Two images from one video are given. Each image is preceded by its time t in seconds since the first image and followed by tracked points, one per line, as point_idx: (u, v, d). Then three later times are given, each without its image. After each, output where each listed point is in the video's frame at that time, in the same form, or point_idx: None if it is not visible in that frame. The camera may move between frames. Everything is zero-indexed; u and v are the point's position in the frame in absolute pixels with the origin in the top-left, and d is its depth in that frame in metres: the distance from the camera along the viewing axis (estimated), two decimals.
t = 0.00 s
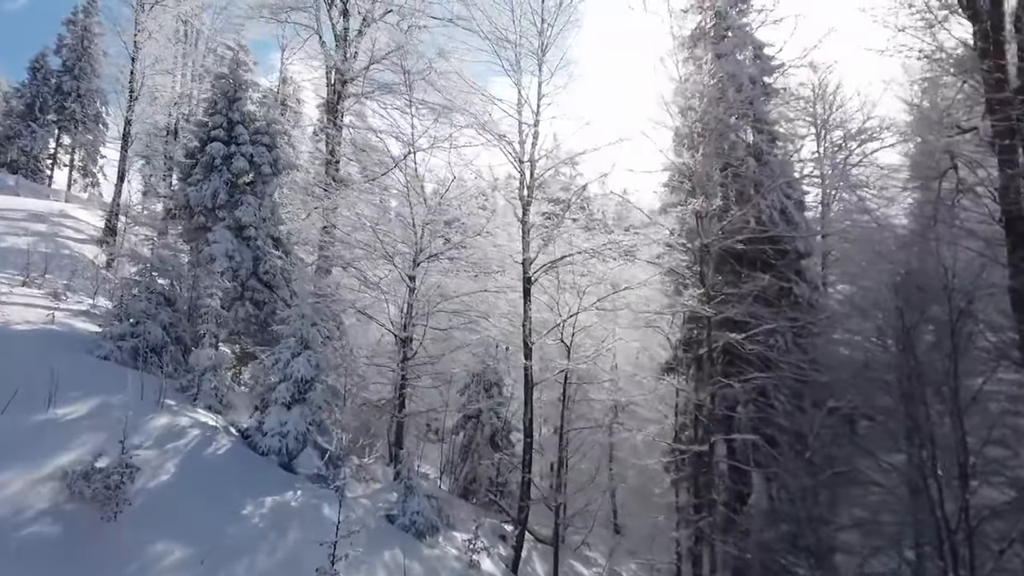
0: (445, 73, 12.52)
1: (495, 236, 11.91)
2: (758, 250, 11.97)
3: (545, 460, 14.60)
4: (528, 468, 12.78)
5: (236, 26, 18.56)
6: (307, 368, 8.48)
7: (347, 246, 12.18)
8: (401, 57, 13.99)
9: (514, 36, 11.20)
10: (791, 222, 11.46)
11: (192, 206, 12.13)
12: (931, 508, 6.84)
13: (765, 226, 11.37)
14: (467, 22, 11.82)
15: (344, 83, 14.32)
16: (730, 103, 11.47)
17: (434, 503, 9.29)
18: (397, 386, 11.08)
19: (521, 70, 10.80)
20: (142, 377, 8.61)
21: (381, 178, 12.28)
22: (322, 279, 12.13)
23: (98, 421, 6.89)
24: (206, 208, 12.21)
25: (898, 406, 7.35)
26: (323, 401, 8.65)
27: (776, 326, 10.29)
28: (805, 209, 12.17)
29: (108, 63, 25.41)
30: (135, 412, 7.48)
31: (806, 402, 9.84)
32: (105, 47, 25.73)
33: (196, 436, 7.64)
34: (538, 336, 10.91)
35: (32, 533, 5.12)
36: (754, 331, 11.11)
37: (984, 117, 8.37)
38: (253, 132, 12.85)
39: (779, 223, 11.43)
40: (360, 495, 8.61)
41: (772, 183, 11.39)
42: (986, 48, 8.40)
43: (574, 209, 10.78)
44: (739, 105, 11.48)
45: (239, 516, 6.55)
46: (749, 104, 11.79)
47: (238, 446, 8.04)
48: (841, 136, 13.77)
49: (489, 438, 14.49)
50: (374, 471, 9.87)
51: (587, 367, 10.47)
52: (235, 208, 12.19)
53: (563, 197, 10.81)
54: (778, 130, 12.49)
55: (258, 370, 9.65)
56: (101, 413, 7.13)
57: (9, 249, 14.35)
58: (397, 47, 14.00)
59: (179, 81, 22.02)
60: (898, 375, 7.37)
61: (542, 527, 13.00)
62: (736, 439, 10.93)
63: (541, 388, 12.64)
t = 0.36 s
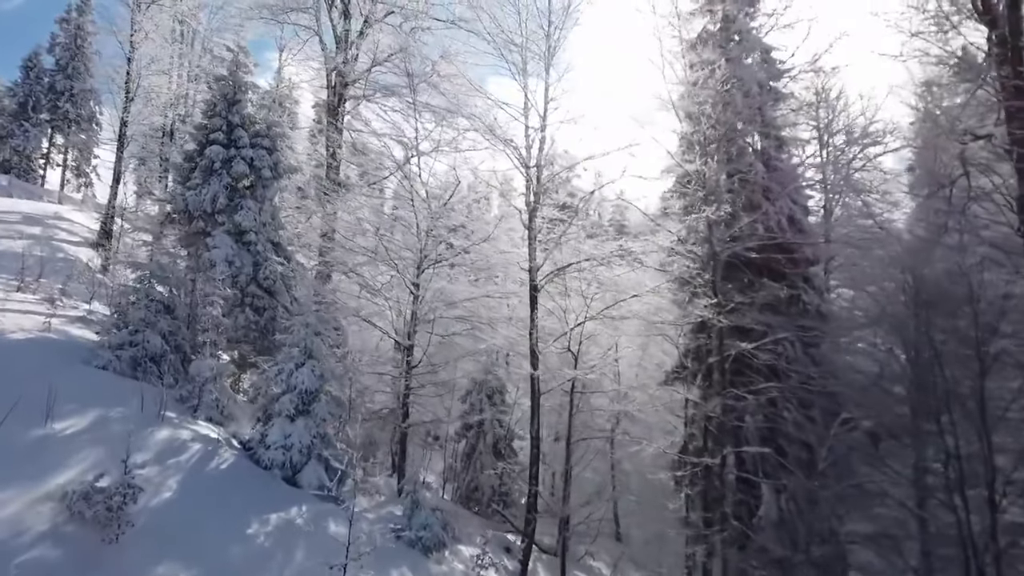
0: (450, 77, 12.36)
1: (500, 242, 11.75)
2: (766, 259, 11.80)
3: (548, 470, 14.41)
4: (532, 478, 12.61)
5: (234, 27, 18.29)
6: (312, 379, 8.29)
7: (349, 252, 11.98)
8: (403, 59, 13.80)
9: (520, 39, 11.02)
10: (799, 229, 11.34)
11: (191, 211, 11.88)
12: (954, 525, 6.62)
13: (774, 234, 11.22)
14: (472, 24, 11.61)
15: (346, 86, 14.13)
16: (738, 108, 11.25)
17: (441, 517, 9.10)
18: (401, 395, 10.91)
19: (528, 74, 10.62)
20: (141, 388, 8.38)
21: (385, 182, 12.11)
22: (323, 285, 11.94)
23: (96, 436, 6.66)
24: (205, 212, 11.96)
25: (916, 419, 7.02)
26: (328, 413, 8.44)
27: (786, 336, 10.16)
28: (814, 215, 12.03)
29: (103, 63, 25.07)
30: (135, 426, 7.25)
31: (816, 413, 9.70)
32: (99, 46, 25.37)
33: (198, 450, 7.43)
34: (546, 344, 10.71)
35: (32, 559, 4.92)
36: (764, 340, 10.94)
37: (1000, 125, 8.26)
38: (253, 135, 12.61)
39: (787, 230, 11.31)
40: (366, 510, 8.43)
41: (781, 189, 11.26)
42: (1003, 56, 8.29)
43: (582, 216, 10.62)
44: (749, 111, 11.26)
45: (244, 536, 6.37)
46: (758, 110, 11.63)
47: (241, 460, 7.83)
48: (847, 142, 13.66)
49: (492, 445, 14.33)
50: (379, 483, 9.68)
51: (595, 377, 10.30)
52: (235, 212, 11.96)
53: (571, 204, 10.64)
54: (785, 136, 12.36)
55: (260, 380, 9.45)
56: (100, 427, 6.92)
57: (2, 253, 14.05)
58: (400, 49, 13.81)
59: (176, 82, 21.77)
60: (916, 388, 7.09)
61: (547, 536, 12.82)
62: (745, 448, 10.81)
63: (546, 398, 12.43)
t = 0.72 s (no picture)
0: (453, 84, 12.19)
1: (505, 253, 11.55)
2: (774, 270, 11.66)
3: (551, 482, 14.22)
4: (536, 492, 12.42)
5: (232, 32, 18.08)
6: (316, 395, 8.08)
7: (351, 262, 11.77)
8: (405, 66, 13.63)
9: (526, 48, 10.84)
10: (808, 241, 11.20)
11: (190, 220, 11.66)
12: (968, 532, 6.72)
13: (784, 245, 11.07)
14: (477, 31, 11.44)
15: (347, 93, 13.97)
16: (746, 118, 11.12)
17: (448, 535, 8.90)
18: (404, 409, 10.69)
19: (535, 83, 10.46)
20: (140, 404, 8.15)
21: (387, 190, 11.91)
22: (325, 295, 11.73)
23: (95, 458, 6.44)
24: (205, 221, 11.73)
25: (929, 436, 7.09)
26: (332, 430, 8.23)
27: (796, 349, 10.01)
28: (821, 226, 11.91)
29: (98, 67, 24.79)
30: (135, 445, 7.03)
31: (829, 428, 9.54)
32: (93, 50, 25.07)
33: (200, 470, 7.21)
34: (553, 358, 10.52)
35: None
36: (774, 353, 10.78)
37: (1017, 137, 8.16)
38: (253, 142, 12.40)
39: (795, 242, 11.16)
40: (371, 528, 8.23)
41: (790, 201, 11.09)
42: (1018, 68, 8.08)
43: (589, 227, 10.46)
44: (755, 120, 11.24)
45: (249, 561, 6.16)
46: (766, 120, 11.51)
47: (244, 479, 7.61)
48: (852, 151, 13.58)
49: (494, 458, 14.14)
50: (383, 499, 9.47)
51: (603, 391, 10.13)
52: (235, 221, 11.74)
53: (578, 215, 10.48)
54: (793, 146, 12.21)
55: (261, 395, 9.22)
56: (99, 447, 6.69)
57: None
58: (402, 55, 13.65)
59: (172, 88, 21.50)
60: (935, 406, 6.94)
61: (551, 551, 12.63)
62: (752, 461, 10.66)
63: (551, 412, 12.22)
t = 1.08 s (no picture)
0: (458, 93, 12.03)
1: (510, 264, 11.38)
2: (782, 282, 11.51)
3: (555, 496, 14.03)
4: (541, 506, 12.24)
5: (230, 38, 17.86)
6: (320, 411, 7.88)
7: (353, 272, 11.59)
8: (408, 74, 13.46)
9: (533, 56, 10.69)
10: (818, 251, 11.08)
11: (189, 229, 11.44)
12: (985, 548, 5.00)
13: (793, 257, 10.94)
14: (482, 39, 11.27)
15: (349, 101, 13.81)
16: (755, 128, 10.99)
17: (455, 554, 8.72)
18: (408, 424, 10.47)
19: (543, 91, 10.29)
20: (139, 420, 7.93)
21: (390, 199, 11.71)
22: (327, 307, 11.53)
23: (95, 479, 6.22)
24: (204, 230, 11.50)
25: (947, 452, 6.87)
26: (337, 447, 8.04)
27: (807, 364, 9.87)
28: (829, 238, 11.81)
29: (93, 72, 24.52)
30: (135, 465, 6.81)
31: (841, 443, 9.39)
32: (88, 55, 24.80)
33: (202, 491, 7.00)
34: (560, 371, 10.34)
35: None
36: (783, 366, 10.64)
37: None
38: (254, 150, 12.18)
39: (803, 252, 11.02)
40: (378, 548, 8.04)
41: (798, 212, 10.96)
42: None
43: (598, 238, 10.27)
44: (763, 130, 11.12)
45: None
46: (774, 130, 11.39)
47: (247, 499, 7.40)
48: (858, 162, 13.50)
49: (496, 471, 13.93)
50: (388, 517, 9.28)
51: (612, 406, 9.95)
52: (235, 231, 11.51)
53: (585, 226, 10.32)
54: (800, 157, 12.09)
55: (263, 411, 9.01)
56: (98, 468, 6.47)
57: None
58: (405, 63, 13.49)
59: (169, 93, 21.27)
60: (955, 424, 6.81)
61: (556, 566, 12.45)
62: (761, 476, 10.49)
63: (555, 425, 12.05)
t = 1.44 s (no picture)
0: (462, 100, 11.87)
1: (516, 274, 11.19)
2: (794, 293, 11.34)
3: (560, 509, 13.87)
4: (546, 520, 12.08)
5: (229, 43, 17.67)
6: (324, 427, 7.71)
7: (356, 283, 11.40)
8: (410, 80, 13.32)
9: (540, 64, 10.56)
10: (824, 262, 10.85)
11: (188, 238, 11.22)
12: None
13: (803, 269, 10.79)
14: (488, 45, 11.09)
15: (351, 108, 13.66)
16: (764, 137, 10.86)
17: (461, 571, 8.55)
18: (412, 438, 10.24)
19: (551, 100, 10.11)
20: (140, 436, 7.72)
21: (393, 209, 11.52)
22: (328, 318, 11.36)
23: (95, 502, 6.01)
24: (203, 239, 11.27)
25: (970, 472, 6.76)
26: (343, 463, 7.86)
27: (819, 378, 9.75)
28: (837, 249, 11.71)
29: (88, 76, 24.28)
30: (136, 485, 6.61)
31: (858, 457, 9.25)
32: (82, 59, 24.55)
33: (204, 511, 6.80)
34: (567, 384, 10.18)
35: None
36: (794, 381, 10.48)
37: None
38: (254, 157, 11.97)
39: (812, 263, 10.83)
40: (383, 568, 7.85)
41: (807, 222, 10.82)
42: None
43: (605, 249, 10.10)
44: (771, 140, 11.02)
45: None
46: (782, 140, 11.27)
47: (250, 519, 7.21)
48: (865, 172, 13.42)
49: (499, 484, 13.71)
50: (394, 535, 9.07)
51: (620, 420, 9.78)
52: (235, 240, 11.30)
53: (592, 237, 10.16)
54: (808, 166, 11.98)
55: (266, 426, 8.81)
56: (97, 488, 6.25)
57: None
58: (408, 70, 13.35)
59: (166, 99, 21.14)
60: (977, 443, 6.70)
61: None
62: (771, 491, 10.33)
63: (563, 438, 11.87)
